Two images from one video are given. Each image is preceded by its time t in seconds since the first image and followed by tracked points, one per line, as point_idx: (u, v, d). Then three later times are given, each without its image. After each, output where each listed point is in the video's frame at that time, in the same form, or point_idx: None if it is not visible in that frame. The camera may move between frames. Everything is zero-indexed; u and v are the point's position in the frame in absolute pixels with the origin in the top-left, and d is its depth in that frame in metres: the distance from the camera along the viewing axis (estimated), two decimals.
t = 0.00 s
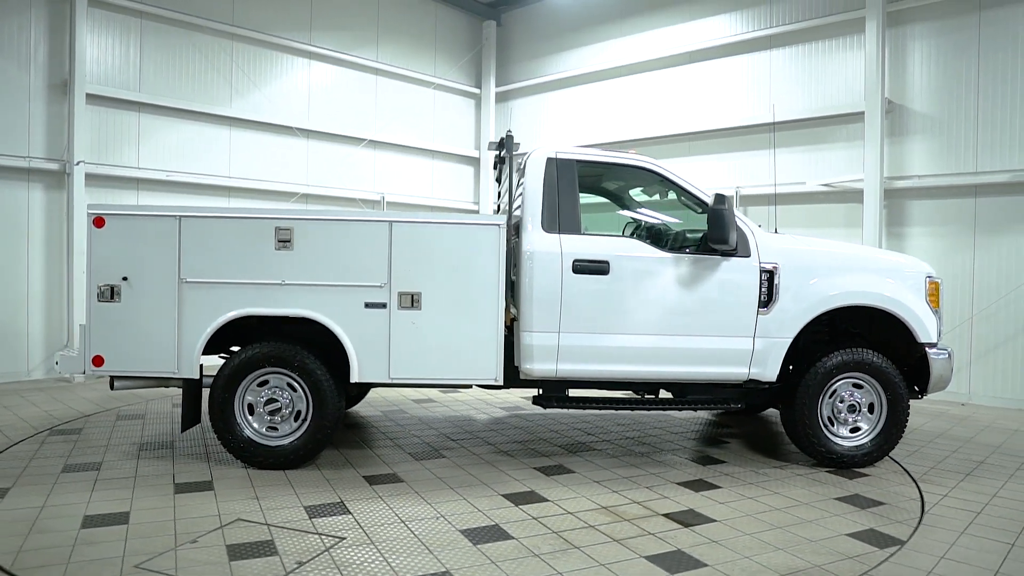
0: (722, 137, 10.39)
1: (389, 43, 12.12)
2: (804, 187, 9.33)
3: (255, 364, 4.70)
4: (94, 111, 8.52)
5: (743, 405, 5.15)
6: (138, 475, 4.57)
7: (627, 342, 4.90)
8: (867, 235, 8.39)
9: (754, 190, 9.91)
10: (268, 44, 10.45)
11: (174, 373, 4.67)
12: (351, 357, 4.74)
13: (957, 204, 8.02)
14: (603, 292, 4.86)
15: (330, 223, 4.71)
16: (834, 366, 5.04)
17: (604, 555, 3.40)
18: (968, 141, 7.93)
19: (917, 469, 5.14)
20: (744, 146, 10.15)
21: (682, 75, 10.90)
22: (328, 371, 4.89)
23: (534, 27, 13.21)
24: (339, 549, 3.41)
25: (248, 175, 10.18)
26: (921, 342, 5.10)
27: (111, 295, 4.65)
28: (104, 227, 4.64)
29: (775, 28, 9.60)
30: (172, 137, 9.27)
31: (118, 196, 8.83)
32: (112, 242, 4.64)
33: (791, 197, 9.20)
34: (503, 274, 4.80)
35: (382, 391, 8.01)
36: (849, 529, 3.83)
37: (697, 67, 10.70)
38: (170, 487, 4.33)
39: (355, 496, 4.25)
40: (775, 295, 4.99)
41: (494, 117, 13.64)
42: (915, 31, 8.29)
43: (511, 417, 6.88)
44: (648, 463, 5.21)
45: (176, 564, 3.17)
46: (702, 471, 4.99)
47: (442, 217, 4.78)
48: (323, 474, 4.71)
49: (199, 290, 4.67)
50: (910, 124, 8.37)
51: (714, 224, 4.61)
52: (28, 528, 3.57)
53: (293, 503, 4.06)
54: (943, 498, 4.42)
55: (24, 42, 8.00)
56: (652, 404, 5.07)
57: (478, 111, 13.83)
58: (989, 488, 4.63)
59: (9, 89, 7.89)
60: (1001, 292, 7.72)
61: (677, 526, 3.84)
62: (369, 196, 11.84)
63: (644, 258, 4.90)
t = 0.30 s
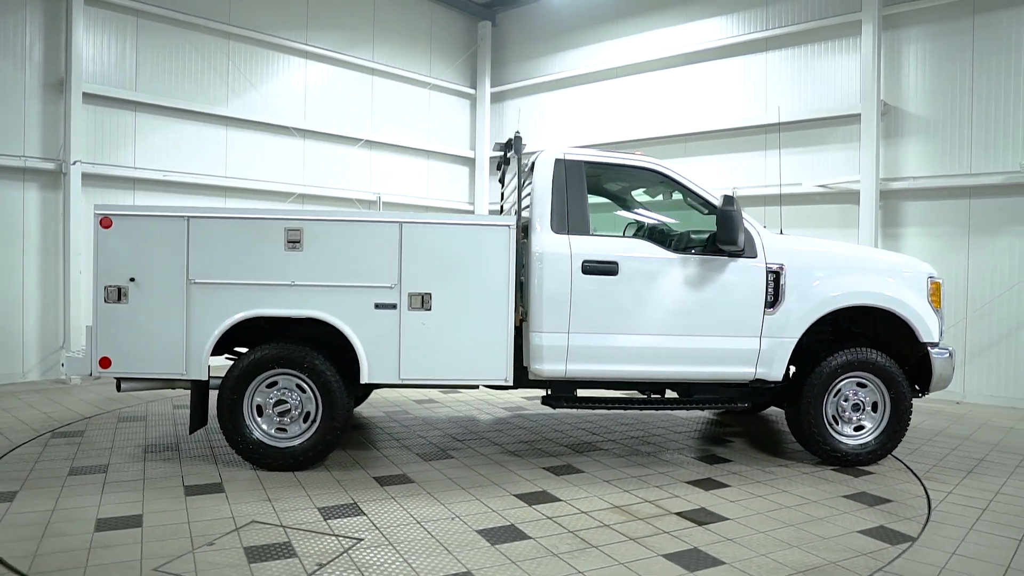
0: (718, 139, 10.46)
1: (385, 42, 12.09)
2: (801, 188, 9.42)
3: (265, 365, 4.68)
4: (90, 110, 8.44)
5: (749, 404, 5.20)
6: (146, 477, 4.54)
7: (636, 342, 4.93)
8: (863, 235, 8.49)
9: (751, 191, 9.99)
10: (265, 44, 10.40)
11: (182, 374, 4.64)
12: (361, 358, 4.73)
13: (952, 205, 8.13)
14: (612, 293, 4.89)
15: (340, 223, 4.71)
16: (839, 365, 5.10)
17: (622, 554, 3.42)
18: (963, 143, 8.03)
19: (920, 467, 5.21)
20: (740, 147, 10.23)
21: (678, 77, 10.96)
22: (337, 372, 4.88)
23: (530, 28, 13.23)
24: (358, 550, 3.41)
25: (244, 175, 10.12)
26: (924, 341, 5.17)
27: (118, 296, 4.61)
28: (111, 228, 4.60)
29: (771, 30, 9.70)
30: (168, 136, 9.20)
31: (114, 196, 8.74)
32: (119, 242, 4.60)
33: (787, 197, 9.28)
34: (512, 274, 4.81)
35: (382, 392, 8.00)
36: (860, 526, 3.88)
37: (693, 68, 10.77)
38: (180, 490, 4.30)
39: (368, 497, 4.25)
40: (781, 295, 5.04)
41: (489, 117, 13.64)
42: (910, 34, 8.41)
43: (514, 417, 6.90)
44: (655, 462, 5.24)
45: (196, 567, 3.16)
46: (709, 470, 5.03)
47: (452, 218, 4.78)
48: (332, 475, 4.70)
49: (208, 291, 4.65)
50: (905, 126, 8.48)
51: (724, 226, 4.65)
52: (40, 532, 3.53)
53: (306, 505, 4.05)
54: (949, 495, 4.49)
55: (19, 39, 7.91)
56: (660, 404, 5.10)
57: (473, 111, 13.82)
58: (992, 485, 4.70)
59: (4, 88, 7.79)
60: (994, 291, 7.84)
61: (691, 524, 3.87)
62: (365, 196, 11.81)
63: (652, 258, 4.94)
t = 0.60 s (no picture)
0: (713, 139, 10.53)
1: (379, 42, 12.05)
2: (795, 188, 9.51)
3: (271, 366, 4.65)
4: (84, 108, 8.34)
5: (754, 402, 5.25)
6: (152, 479, 4.49)
7: (642, 341, 4.96)
8: (858, 235, 8.59)
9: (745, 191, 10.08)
10: (260, 43, 10.34)
11: (188, 375, 4.61)
12: (369, 358, 4.72)
13: (945, 206, 8.24)
14: (618, 292, 4.91)
15: (348, 223, 4.69)
16: (841, 364, 5.16)
17: (637, 552, 3.44)
18: (956, 144, 8.15)
19: (920, 464, 5.28)
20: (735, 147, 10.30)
21: (673, 78, 11.02)
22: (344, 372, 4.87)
23: (523, 28, 13.24)
24: (374, 551, 3.39)
25: (239, 174, 10.04)
26: (924, 340, 5.23)
27: (122, 296, 4.57)
28: (115, 227, 4.56)
29: (766, 32, 9.79)
30: (163, 135, 9.11)
31: (109, 195, 8.64)
32: (124, 242, 4.56)
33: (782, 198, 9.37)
34: (519, 273, 4.83)
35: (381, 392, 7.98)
36: (868, 522, 3.93)
37: (688, 69, 10.84)
38: (188, 491, 4.27)
39: (378, 497, 4.23)
40: (785, 294, 5.09)
41: (483, 118, 13.63)
42: (903, 37, 8.53)
43: (515, 417, 6.91)
44: (660, 461, 5.28)
45: (213, 570, 3.13)
46: (714, 468, 5.07)
47: (460, 218, 4.79)
48: (340, 476, 4.68)
49: (214, 291, 4.61)
50: (899, 128, 8.59)
51: (731, 226, 4.69)
52: (50, 535, 3.48)
53: (317, 506, 4.04)
54: (951, 491, 4.55)
55: (12, 36, 7.80)
56: (665, 403, 5.13)
57: (466, 111, 13.81)
58: (992, 481, 4.78)
59: None
60: (986, 290, 7.97)
61: (702, 522, 3.89)
62: (360, 196, 11.77)
63: (658, 258, 4.97)
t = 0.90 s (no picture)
0: (706, 140, 10.59)
1: (372, 40, 12.00)
2: (789, 188, 9.59)
3: (277, 366, 4.62)
4: (76, 105, 8.23)
5: (757, 400, 5.29)
6: (157, 481, 4.45)
7: (648, 340, 4.98)
8: (851, 235, 8.69)
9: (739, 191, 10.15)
10: (253, 41, 10.25)
11: (193, 375, 4.57)
12: (376, 358, 4.70)
13: (937, 206, 8.35)
14: (624, 292, 4.93)
15: (354, 222, 4.67)
16: (843, 362, 5.21)
17: (652, 549, 3.46)
18: (948, 145, 8.26)
19: (919, 460, 5.36)
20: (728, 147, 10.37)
21: (666, 78, 11.07)
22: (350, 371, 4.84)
23: (516, 27, 13.24)
24: (390, 551, 3.39)
25: (232, 173, 9.94)
26: (923, 338, 5.30)
27: (126, 296, 4.51)
28: (118, 226, 4.50)
29: (760, 33, 9.87)
30: (156, 134, 9.01)
31: (101, 194, 8.53)
32: (128, 241, 4.50)
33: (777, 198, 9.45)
34: (526, 273, 4.83)
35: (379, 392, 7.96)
36: (875, 518, 3.98)
37: (681, 70, 10.89)
38: (196, 493, 4.23)
39: (388, 497, 4.22)
40: (788, 293, 5.14)
41: (476, 118, 13.62)
42: (895, 39, 8.64)
43: (516, 417, 6.92)
44: (665, 459, 5.31)
45: (229, 572, 3.11)
46: (719, 465, 5.11)
47: (467, 217, 4.79)
48: (347, 476, 4.67)
49: (219, 290, 4.58)
50: (891, 128, 8.70)
51: (737, 225, 4.74)
52: (60, 538, 3.44)
53: (327, 507, 4.02)
54: (953, 486, 4.62)
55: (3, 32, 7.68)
56: (670, 401, 5.16)
57: (459, 110, 13.79)
58: (991, 476, 4.86)
59: None
60: (977, 289, 8.08)
61: (713, 519, 3.92)
62: (354, 196, 11.72)
63: (663, 257, 4.99)
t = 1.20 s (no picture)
0: (700, 140, 10.66)
1: (365, 38, 11.95)
2: (783, 188, 9.68)
3: (282, 366, 4.58)
4: (68, 103, 8.11)
5: (760, 398, 5.34)
6: (162, 482, 4.40)
7: (653, 339, 5.01)
8: (845, 234, 8.78)
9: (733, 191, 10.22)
10: (247, 38, 10.17)
11: (198, 375, 4.52)
12: (382, 357, 4.68)
13: (929, 206, 8.46)
14: (630, 291, 4.95)
15: (361, 221, 4.65)
16: (844, 359, 5.27)
17: (666, 546, 3.47)
18: (939, 145, 8.38)
19: (918, 456, 5.43)
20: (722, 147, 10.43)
21: (660, 78, 11.11)
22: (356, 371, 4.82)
23: (509, 26, 13.23)
24: (405, 551, 3.37)
25: (226, 171, 9.84)
26: (922, 336, 5.37)
27: (130, 295, 4.46)
28: (121, 224, 4.45)
29: (754, 33, 9.94)
30: (149, 131, 8.90)
31: (94, 192, 8.41)
32: (131, 239, 4.45)
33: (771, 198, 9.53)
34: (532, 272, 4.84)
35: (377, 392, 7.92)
36: (882, 513, 4.03)
37: (675, 70, 10.95)
38: (202, 494, 4.19)
39: (397, 497, 4.20)
40: (791, 292, 5.19)
41: (469, 117, 13.60)
42: (888, 41, 8.76)
43: (517, 416, 6.92)
44: (669, 457, 5.33)
45: (245, 573, 3.08)
46: (723, 463, 5.15)
47: (473, 216, 4.79)
48: (354, 476, 4.64)
49: (224, 290, 4.54)
50: (884, 129, 8.81)
51: (744, 225, 4.79)
52: (69, 540, 3.39)
53: (337, 507, 3.99)
54: (954, 482, 4.69)
55: None
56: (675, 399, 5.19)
57: (451, 109, 13.76)
58: (990, 471, 4.93)
59: None
60: (969, 287, 8.20)
61: (723, 516, 3.95)
62: (347, 194, 11.65)
63: (668, 256, 5.02)
